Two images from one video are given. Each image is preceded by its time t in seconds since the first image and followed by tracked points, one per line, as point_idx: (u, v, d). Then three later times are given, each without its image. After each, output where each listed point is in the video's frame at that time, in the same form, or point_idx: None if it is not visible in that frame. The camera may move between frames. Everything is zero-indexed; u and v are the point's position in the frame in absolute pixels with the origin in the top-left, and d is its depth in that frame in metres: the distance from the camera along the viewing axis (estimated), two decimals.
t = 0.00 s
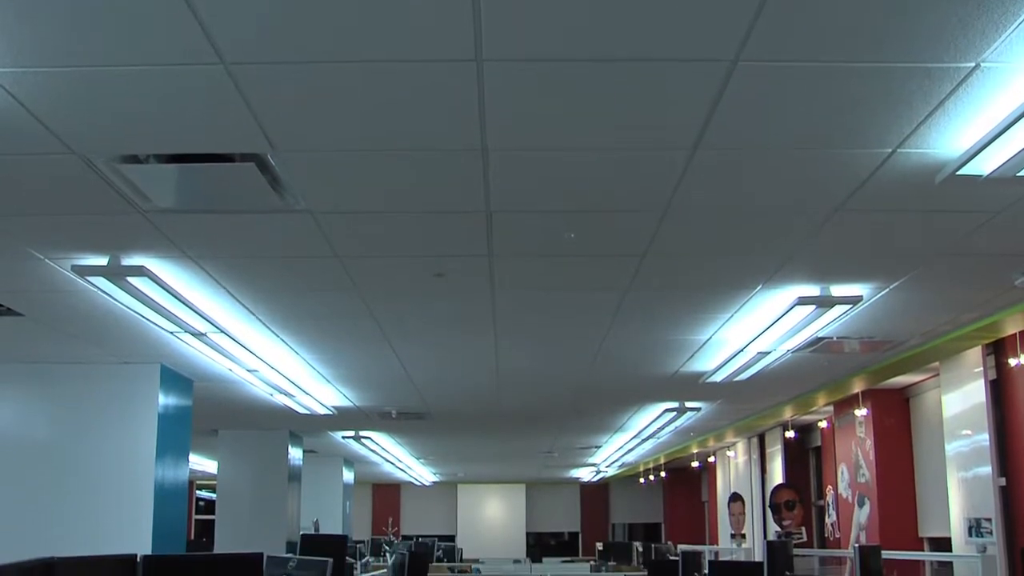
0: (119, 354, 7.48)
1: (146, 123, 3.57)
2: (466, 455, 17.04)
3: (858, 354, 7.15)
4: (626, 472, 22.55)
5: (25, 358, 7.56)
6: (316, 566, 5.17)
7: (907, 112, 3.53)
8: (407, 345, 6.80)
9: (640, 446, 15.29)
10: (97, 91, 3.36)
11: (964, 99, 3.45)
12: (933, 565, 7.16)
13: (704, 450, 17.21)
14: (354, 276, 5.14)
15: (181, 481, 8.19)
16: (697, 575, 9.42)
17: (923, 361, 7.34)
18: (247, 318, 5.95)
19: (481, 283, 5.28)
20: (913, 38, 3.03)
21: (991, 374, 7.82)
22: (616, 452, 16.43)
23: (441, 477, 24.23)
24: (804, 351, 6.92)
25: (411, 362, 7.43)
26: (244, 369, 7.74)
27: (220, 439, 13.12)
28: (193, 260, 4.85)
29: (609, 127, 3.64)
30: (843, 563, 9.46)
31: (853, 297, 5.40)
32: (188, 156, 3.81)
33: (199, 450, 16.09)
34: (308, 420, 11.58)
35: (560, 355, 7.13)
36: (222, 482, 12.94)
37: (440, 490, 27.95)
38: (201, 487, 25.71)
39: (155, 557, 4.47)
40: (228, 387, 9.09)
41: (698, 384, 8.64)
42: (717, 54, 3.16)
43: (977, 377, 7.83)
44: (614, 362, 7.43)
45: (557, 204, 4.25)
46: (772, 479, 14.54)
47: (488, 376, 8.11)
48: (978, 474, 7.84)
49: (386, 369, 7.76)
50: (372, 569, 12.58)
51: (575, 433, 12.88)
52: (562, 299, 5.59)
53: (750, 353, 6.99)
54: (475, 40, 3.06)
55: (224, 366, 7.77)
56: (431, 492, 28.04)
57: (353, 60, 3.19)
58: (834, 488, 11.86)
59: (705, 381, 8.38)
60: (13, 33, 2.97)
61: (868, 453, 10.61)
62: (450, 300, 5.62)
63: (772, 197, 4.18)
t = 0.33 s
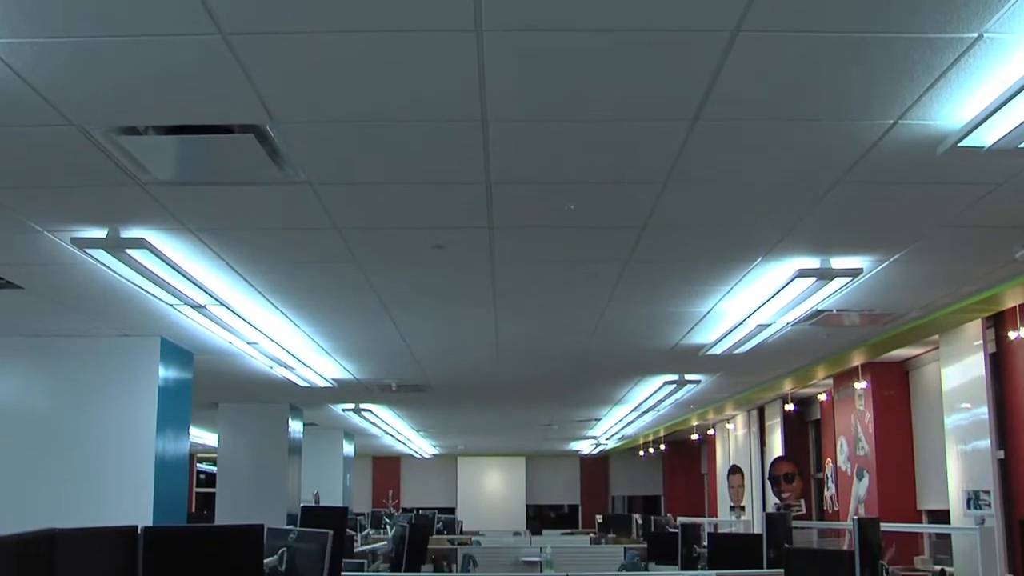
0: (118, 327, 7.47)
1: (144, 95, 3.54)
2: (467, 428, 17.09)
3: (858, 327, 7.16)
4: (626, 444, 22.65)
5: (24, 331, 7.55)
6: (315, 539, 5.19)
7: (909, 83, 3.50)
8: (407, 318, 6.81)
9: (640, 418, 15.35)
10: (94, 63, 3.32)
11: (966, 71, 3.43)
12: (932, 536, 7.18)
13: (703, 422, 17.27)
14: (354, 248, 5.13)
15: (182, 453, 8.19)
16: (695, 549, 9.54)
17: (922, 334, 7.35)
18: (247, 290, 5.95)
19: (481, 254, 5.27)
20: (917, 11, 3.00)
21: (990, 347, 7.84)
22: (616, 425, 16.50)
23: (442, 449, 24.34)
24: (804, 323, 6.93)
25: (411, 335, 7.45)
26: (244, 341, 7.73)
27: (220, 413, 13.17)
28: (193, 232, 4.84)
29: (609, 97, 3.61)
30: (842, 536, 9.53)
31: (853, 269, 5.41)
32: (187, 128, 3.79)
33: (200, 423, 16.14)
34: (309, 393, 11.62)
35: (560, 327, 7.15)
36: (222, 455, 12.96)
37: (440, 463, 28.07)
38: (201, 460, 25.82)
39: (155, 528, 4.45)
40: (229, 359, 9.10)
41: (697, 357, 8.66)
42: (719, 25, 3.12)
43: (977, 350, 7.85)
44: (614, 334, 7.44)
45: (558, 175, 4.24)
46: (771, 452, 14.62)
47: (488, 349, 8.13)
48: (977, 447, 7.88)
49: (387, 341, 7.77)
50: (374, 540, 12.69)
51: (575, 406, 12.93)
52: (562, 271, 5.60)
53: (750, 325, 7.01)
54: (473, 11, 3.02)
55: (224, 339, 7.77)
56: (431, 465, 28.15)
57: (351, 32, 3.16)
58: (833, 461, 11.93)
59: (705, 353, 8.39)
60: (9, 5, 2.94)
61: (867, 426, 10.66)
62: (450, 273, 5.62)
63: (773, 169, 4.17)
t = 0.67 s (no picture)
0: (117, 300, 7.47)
1: (142, 67, 3.51)
2: (467, 401, 17.13)
3: (858, 300, 7.17)
4: (625, 417, 22.72)
5: (23, 304, 7.54)
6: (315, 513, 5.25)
7: (910, 56, 3.47)
8: (407, 291, 6.81)
9: (640, 391, 15.38)
10: (91, 36, 3.29)
11: (968, 43, 3.40)
12: (929, 509, 7.22)
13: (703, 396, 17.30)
14: (354, 220, 5.13)
15: (182, 427, 8.20)
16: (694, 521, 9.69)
17: (922, 307, 7.35)
18: (246, 263, 5.95)
19: (481, 227, 5.26)
20: None
21: (991, 322, 7.85)
22: (616, 398, 16.55)
23: (441, 423, 24.41)
24: (803, 296, 6.94)
25: (411, 308, 7.45)
26: (244, 315, 7.74)
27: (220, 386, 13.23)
28: (192, 205, 4.83)
29: (610, 69, 3.58)
30: (840, 510, 9.59)
31: (853, 242, 5.41)
32: (186, 101, 3.77)
33: (200, 396, 16.18)
34: (310, 367, 11.65)
35: (560, 300, 7.16)
36: (222, 428, 12.98)
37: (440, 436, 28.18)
38: (201, 434, 25.93)
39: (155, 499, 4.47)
40: (229, 333, 9.11)
41: (697, 330, 8.67)
42: None
43: (976, 325, 7.85)
44: (614, 308, 7.45)
45: (558, 147, 4.22)
46: (770, 426, 14.68)
47: (489, 322, 8.15)
48: (975, 423, 7.92)
49: (387, 315, 7.78)
50: (375, 512, 12.77)
51: (575, 379, 12.97)
52: (563, 244, 5.59)
53: (750, 299, 7.02)
54: None
55: (224, 312, 7.76)
56: (431, 438, 28.24)
57: (349, 5, 3.12)
58: (832, 435, 11.98)
59: (705, 326, 8.39)
60: None
61: (866, 400, 10.69)
62: (450, 246, 5.62)
63: (775, 140, 4.14)
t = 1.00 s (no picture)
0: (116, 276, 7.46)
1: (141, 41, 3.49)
2: (466, 376, 17.17)
3: (857, 276, 7.17)
4: (625, 393, 22.76)
5: (22, 280, 7.53)
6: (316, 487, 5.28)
7: (912, 30, 3.44)
8: (407, 266, 6.81)
9: (639, 367, 15.42)
10: (89, 11, 3.26)
11: (970, 17, 3.37)
12: (927, 483, 7.14)
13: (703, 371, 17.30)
14: (353, 196, 5.12)
15: (182, 403, 8.20)
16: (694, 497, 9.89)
17: (921, 283, 7.35)
18: (245, 238, 5.95)
19: (480, 202, 5.26)
20: None
21: (991, 298, 7.86)
22: (616, 374, 16.59)
23: (441, 399, 24.45)
24: (803, 272, 6.95)
25: (411, 283, 7.46)
26: (243, 290, 7.74)
27: (220, 362, 13.26)
28: (191, 179, 4.82)
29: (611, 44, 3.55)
30: (839, 485, 9.61)
31: (853, 217, 5.41)
32: (185, 75, 3.75)
33: (200, 372, 16.20)
34: (309, 342, 11.66)
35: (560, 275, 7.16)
36: (222, 403, 13.02)
37: (440, 412, 28.25)
38: (201, 410, 26.00)
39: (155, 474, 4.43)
40: (229, 308, 9.12)
41: (696, 305, 8.67)
42: None
43: (976, 301, 7.87)
44: (614, 283, 7.46)
45: (558, 121, 4.20)
46: (769, 401, 14.70)
47: (488, 297, 8.16)
48: (975, 398, 7.94)
49: (387, 290, 7.78)
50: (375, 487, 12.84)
51: (575, 354, 12.99)
52: (563, 219, 5.59)
53: (750, 274, 7.02)
54: None
55: (223, 287, 7.76)
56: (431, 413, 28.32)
57: None
58: (831, 411, 12.02)
59: (705, 302, 8.39)
60: None
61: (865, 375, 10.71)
62: (450, 221, 5.62)
63: (776, 114, 4.13)
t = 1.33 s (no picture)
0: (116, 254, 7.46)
1: (139, 19, 3.46)
2: (466, 354, 17.18)
3: (857, 254, 7.17)
4: (624, 371, 22.76)
5: (26, 258, 7.55)
6: (317, 465, 5.31)
7: (914, 8, 3.42)
8: (407, 243, 6.81)
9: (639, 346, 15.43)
10: None
11: None
12: (927, 462, 7.16)
13: (703, 349, 17.29)
14: (353, 172, 5.11)
15: (182, 381, 8.22)
16: (694, 475, 9.96)
17: (921, 261, 7.35)
18: (244, 215, 5.95)
19: (481, 179, 5.26)
20: None
21: (991, 277, 7.87)
22: (616, 352, 16.60)
23: (441, 376, 24.44)
24: (803, 249, 6.95)
25: (411, 260, 7.45)
26: (243, 267, 7.73)
27: (220, 340, 13.26)
28: (191, 157, 4.82)
29: (611, 22, 3.54)
30: (838, 462, 9.62)
31: (854, 194, 5.40)
32: (184, 51, 3.73)
33: (200, 350, 16.21)
34: (309, 320, 11.65)
35: (560, 253, 7.17)
36: (222, 380, 13.04)
37: (440, 390, 28.27)
38: (202, 388, 26.02)
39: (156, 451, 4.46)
40: (229, 286, 9.11)
41: (696, 283, 8.68)
42: None
43: (976, 280, 7.88)
44: (614, 260, 7.46)
45: (559, 97, 4.19)
46: (769, 379, 14.71)
47: (489, 275, 8.16)
48: (974, 376, 7.95)
49: (386, 267, 7.78)
50: (376, 465, 12.90)
51: (575, 332, 12.98)
52: (562, 195, 5.58)
53: (751, 252, 7.03)
54: None
55: (223, 265, 7.75)
56: (432, 392, 28.34)
57: None
58: (831, 388, 12.06)
59: (705, 279, 8.40)
60: None
61: (865, 354, 10.71)
62: (452, 197, 5.61)
63: (777, 91, 4.12)
